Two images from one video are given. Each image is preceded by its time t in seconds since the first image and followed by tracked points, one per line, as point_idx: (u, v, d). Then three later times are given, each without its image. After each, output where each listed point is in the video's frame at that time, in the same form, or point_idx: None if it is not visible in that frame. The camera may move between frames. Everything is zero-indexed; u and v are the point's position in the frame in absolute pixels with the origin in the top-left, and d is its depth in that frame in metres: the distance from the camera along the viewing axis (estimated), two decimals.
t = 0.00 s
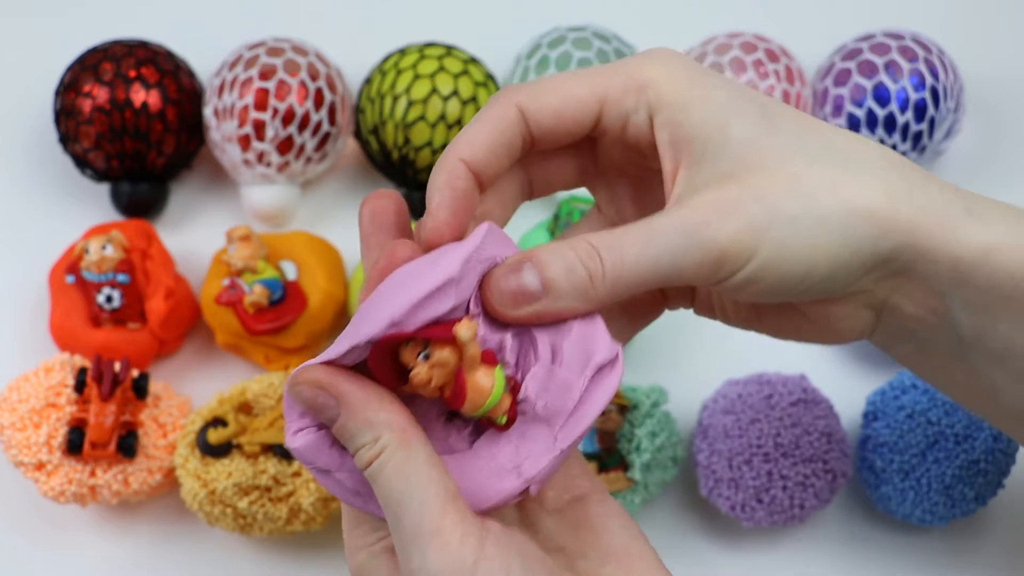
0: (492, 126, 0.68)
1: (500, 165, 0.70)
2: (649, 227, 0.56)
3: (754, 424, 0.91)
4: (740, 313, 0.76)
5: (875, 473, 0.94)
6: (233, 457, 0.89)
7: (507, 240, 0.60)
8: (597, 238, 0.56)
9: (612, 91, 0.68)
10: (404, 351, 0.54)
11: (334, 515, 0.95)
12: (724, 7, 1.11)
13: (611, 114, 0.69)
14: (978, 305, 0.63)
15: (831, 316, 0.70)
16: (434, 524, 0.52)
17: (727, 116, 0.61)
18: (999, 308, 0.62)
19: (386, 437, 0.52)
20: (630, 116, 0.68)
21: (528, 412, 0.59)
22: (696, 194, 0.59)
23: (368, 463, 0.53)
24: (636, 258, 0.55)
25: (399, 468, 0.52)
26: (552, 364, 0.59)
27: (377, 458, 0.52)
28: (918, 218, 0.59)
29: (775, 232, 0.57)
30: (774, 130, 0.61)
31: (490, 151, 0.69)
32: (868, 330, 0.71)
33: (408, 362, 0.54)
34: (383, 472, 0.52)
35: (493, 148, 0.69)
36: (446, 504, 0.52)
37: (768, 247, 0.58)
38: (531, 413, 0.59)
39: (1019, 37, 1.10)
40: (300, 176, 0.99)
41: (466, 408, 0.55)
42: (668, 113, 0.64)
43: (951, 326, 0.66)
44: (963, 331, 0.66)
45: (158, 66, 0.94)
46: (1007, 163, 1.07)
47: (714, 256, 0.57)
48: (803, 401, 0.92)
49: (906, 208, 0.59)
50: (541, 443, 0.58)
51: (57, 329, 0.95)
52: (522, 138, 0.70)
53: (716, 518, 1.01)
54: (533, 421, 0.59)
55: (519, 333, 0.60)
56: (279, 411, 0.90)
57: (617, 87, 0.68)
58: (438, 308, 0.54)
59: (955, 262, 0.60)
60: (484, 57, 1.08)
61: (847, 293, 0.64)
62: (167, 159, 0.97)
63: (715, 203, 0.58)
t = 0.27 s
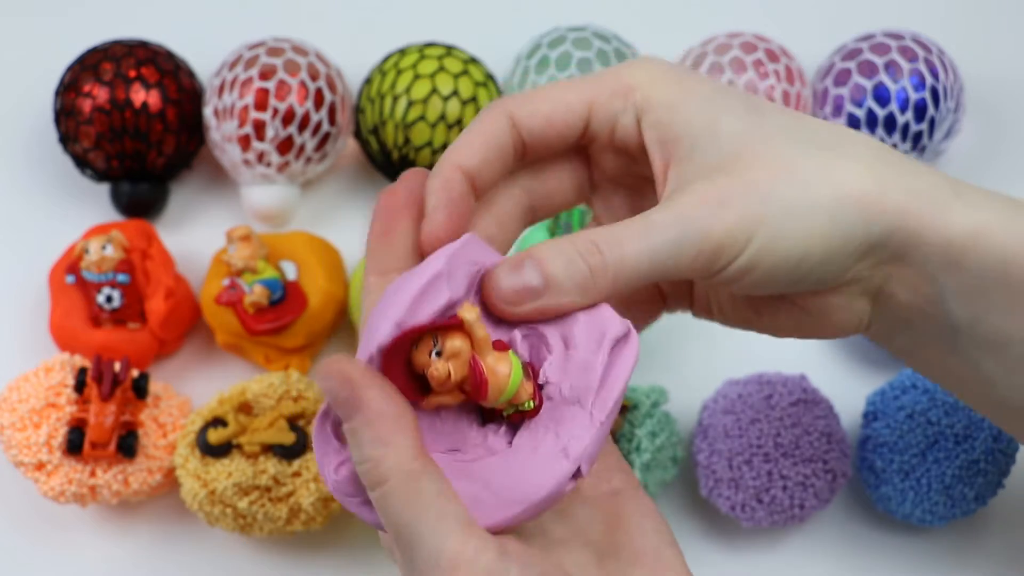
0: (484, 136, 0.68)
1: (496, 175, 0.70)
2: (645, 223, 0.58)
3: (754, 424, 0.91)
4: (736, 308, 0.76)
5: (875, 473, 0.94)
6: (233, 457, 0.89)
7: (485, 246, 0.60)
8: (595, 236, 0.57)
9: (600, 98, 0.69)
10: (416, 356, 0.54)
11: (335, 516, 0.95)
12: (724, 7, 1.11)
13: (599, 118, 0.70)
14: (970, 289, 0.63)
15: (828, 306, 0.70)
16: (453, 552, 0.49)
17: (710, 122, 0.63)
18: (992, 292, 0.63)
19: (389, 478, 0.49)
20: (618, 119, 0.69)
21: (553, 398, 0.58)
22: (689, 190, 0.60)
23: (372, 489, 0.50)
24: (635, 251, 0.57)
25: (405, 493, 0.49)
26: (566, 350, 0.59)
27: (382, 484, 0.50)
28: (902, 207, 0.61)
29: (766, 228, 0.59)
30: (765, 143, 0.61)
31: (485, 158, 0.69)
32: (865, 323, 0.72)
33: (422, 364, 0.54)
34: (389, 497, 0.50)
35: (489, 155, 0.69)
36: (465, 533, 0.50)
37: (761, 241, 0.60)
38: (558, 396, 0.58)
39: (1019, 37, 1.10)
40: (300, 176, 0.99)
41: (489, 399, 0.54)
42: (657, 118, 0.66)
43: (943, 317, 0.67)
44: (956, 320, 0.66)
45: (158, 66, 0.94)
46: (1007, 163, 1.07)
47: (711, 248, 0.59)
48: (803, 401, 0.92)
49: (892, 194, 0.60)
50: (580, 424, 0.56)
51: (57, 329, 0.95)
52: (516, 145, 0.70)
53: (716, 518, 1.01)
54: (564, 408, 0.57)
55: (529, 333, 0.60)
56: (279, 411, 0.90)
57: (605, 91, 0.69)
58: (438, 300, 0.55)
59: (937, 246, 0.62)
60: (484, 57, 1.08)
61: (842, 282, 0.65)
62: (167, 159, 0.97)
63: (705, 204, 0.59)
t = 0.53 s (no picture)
0: (563, 124, 0.60)
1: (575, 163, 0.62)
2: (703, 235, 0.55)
3: (754, 424, 0.91)
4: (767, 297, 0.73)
5: (875, 473, 0.94)
6: (233, 457, 0.89)
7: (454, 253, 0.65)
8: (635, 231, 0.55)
9: (703, 89, 0.58)
10: (427, 361, 0.62)
11: (335, 515, 0.95)
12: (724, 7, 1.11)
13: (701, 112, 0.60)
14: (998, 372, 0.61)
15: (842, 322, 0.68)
16: (485, 530, 0.56)
17: (830, 137, 0.56)
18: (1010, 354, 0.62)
19: (409, 462, 0.56)
20: (718, 116, 0.60)
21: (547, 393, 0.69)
22: (758, 211, 0.57)
23: (397, 489, 0.58)
24: (677, 264, 0.55)
25: (430, 487, 0.56)
26: (552, 347, 0.70)
27: (407, 481, 0.57)
28: (974, 252, 0.57)
29: (826, 278, 0.57)
30: (864, 169, 0.56)
31: (563, 147, 0.61)
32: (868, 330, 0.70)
33: (433, 369, 0.62)
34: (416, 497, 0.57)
35: (567, 145, 0.60)
36: (492, 512, 0.57)
37: (820, 288, 0.57)
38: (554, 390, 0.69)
39: (1019, 36, 1.10)
40: (300, 176, 0.99)
41: (500, 395, 0.64)
42: (760, 139, 0.58)
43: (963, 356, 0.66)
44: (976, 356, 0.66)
45: (158, 66, 0.94)
46: (1007, 164, 1.07)
47: (770, 273, 0.56)
48: (803, 401, 0.92)
49: (963, 248, 0.57)
50: (579, 412, 0.68)
51: (57, 329, 0.95)
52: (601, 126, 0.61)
53: (717, 518, 1.01)
54: (562, 399, 0.69)
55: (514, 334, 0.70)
56: (279, 411, 0.90)
57: (707, 82, 0.58)
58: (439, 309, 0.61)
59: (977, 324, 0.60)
60: (484, 57, 1.08)
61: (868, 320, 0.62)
62: (167, 159, 0.97)
63: (762, 227, 0.56)
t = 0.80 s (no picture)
0: (543, 174, 0.55)
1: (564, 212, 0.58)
2: (672, 319, 0.53)
3: (754, 424, 0.91)
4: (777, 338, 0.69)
5: (875, 473, 0.94)
6: (233, 457, 0.89)
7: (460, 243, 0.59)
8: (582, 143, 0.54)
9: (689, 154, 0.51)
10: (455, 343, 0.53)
11: (335, 516, 0.95)
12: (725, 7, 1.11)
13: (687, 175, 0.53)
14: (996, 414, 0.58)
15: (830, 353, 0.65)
16: (541, 527, 0.50)
17: (828, 205, 0.50)
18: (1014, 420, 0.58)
19: (471, 454, 0.48)
20: (697, 186, 0.53)
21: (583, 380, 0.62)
22: (737, 286, 0.53)
23: (452, 486, 0.49)
24: (652, 356, 0.52)
25: (492, 478, 0.49)
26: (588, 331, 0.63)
27: (468, 474, 0.49)
28: (959, 320, 0.53)
29: (819, 355, 0.54)
30: (851, 249, 0.51)
31: (546, 197, 0.56)
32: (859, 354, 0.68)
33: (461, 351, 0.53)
34: (478, 489, 0.49)
35: (575, 165, 0.55)
36: (543, 508, 0.51)
37: (805, 368, 0.54)
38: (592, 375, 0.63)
39: (1019, 37, 1.10)
40: (300, 176, 0.99)
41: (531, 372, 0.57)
42: (743, 217, 0.51)
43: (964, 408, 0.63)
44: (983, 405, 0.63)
45: (158, 66, 0.94)
46: (1006, 165, 1.07)
47: (761, 355, 0.53)
48: (803, 401, 0.92)
49: (946, 325, 0.53)
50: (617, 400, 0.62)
51: (57, 329, 0.95)
52: (584, 179, 0.56)
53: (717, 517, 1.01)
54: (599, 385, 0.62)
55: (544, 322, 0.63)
56: (279, 411, 0.90)
57: (692, 155, 0.51)
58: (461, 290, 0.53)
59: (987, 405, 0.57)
60: (484, 57, 1.08)
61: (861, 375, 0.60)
62: (167, 159, 0.97)
63: (739, 309, 0.53)
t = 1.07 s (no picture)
0: (552, 141, 0.61)
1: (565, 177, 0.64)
2: (677, 267, 0.53)
3: (754, 424, 0.91)
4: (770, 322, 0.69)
5: (875, 473, 0.94)
6: (233, 457, 0.89)
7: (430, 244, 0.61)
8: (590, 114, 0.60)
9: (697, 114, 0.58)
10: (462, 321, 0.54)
11: (335, 515, 0.95)
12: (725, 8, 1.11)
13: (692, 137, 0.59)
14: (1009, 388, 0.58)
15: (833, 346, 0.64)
16: (568, 527, 0.52)
17: (830, 161, 0.53)
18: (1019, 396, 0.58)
19: (501, 454, 0.49)
20: (710, 144, 0.59)
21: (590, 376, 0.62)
22: (752, 238, 0.54)
23: (481, 487, 0.50)
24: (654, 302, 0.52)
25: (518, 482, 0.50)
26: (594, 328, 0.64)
27: (496, 476, 0.49)
28: (965, 277, 0.54)
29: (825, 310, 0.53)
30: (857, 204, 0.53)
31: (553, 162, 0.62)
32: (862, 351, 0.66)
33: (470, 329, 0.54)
34: (505, 490, 0.50)
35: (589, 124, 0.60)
36: (571, 510, 0.52)
37: (816, 326, 0.54)
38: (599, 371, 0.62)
39: (1019, 37, 1.10)
40: (300, 176, 0.99)
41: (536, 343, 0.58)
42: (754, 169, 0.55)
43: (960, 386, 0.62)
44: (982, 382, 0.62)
45: (158, 66, 0.94)
46: (1006, 165, 1.07)
47: (763, 308, 0.53)
48: (803, 401, 0.92)
49: (953, 280, 0.54)
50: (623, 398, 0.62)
51: (57, 329, 0.95)
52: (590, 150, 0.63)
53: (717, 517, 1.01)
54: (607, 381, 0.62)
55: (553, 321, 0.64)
56: (279, 411, 0.90)
57: (703, 112, 0.57)
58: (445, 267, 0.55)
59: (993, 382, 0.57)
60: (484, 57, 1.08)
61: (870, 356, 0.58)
62: (167, 159, 0.97)
63: (751, 260, 0.53)
